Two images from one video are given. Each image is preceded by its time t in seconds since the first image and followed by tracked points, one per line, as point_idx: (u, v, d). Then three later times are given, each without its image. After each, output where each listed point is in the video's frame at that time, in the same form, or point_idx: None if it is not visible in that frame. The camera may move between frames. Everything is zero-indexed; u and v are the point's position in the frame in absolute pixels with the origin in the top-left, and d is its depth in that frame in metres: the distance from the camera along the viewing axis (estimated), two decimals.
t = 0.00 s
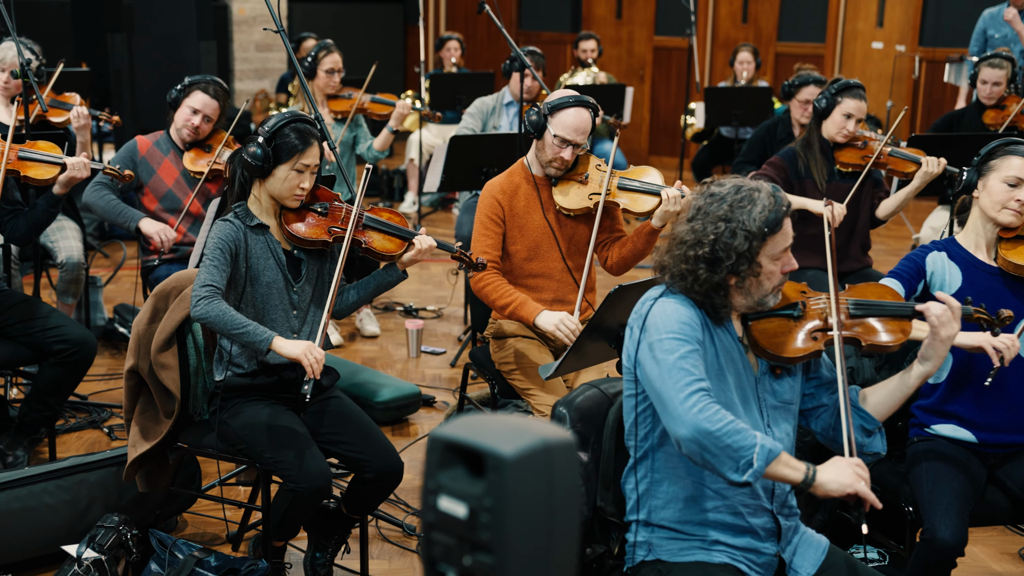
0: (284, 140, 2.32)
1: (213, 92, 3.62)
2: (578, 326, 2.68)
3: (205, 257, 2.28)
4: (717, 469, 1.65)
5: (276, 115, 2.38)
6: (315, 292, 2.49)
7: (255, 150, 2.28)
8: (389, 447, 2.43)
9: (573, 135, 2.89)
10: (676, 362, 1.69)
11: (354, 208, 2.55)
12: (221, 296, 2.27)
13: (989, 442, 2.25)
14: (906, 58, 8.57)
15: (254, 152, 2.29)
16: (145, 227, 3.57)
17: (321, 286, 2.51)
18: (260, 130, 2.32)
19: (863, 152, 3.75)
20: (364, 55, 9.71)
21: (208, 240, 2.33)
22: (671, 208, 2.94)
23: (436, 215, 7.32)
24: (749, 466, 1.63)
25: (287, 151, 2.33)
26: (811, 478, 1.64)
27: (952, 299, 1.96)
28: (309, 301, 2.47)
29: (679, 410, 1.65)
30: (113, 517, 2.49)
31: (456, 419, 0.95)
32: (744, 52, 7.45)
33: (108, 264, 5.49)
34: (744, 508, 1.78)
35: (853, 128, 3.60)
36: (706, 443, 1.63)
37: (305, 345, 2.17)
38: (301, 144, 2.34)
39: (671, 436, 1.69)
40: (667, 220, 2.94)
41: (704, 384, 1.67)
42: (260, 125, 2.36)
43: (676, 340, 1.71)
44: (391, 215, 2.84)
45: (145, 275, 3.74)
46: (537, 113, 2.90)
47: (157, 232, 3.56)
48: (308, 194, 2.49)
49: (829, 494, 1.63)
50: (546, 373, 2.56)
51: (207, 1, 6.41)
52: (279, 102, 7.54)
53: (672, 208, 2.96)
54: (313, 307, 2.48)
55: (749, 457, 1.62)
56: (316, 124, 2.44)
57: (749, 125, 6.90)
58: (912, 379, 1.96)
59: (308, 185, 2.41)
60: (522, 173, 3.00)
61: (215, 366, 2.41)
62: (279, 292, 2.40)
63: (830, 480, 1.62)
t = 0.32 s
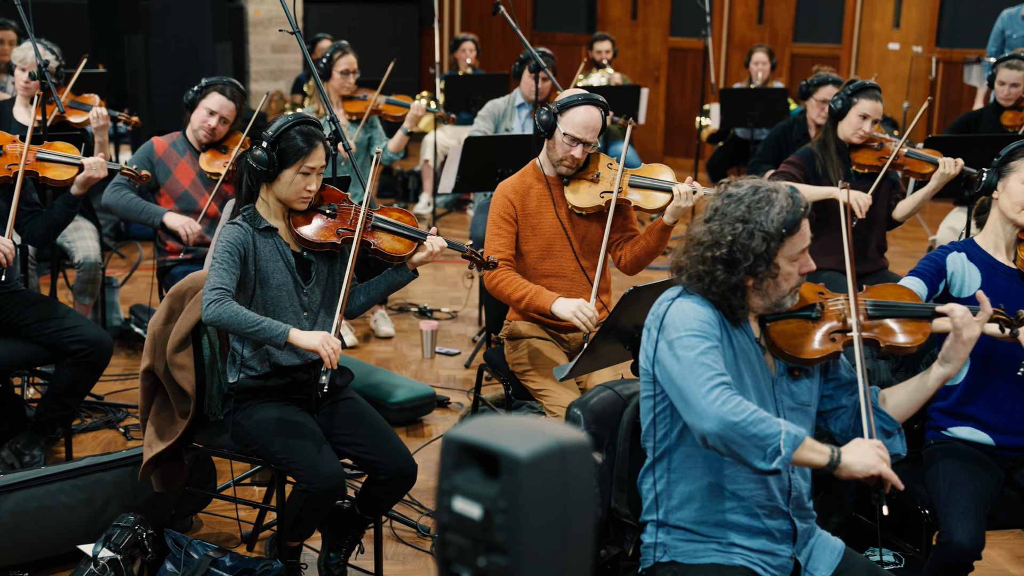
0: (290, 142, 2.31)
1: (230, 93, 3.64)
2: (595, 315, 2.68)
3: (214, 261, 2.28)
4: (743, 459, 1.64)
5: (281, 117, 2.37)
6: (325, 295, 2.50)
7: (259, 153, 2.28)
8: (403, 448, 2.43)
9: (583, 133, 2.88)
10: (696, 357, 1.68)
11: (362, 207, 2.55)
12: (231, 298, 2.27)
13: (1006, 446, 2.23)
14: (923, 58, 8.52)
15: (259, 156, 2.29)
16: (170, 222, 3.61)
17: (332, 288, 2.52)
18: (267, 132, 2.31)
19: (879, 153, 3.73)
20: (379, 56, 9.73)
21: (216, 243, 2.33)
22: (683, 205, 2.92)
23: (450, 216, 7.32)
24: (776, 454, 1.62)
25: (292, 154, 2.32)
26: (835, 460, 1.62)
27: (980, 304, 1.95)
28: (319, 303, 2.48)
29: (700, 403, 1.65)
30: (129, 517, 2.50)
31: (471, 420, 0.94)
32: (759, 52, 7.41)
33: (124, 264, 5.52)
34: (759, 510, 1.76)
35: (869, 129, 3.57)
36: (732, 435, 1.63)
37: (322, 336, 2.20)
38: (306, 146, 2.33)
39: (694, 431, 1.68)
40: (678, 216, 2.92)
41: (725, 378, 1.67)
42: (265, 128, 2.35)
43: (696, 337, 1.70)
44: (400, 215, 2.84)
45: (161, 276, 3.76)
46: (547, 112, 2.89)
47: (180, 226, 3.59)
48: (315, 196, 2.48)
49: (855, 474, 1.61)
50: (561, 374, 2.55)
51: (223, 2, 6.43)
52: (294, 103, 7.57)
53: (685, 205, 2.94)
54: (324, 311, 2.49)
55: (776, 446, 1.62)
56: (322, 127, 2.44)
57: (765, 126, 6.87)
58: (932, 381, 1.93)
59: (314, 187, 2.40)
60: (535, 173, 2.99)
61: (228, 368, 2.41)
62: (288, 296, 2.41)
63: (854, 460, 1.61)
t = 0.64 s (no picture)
0: (297, 146, 2.31)
1: (246, 95, 3.65)
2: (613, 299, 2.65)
3: (224, 262, 2.28)
4: (769, 449, 1.63)
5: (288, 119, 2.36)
6: (336, 298, 2.50)
7: (266, 157, 2.27)
8: (416, 449, 2.43)
9: (594, 131, 2.89)
10: (714, 353, 1.67)
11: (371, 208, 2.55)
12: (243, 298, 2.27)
13: None
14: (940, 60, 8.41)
15: (265, 160, 2.28)
16: (193, 215, 3.58)
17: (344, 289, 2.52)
18: (274, 136, 2.31)
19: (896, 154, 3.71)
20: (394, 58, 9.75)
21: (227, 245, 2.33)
22: (695, 199, 2.91)
23: (465, 217, 7.33)
24: (801, 440, 1.61)
25: (299, 158, 2.31)
26: (858, 439, 1.64)
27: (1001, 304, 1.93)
28: (329, 304, 2.48)
29: (722, 397, 1.63)
30: (145, 517, 2.51)
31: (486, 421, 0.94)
32: (775, 54, 7.38)
33: (141, 265, 5.55)
34: (774, 512, 1.75)
35: (885, 129, 3.54)
36: (756, 424, 1.61)
37: (338, 324, 2.20)
38: (313, 149, 2.32)
39: (716, 426, 1.66)
40: (689, 211, 2.91)
41: (744, 372, 1.66)
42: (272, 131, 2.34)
43: (713, 335, 1.69)
44: (411, 215, 2.84)
45: (178, 276, 3.78)
46: (558, 111, 2.90)
47: (204, 218, 3.56)
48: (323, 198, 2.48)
49: (876, 452, 1.63)
50: (575, 375, 2.55)
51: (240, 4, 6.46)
52: (310, 104, 7.60)
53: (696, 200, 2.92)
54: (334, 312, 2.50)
55: (801, 432, 1.61)
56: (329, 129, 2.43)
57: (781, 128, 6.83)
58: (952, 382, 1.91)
59: (321, 189, 2.40)
60: (547, 173, 2.99)
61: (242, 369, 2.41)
62: (299, 297, 2.41)
63: (875, 438, 1.63)
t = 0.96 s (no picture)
0: (307, 148, 2.30)
1: (262, 96, 3.66)
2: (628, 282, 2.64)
3: (238, 261, 2.28)
4: (791, 436, 1.61)
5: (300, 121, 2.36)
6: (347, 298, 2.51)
7: (276, 161, 2.28)
8: (430, 450, 2.43)
9: (604, 128, 2.88)
10: (731, 345, 1.66)
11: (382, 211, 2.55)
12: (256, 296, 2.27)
13: None
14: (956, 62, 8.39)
15: (275, 163, 2.28)
16: (215, 208, 3.59)
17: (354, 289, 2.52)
18: (283, 139, 2.30)
19: (911, 155, 3.70)
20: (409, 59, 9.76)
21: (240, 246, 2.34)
22: (706, 192, 2.88)
23: (479, 218, 7.34)
24: (823, 425, 1.60)
25: (310, 161, 2.32)
26: (875, 421, 1.63)
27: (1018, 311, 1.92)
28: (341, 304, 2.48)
29: (741, 388, 1.62)
30: (161, 516, 2.52)
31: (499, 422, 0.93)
32: (790, 54, 7.34)
33: (156, 265, 5.58)
34: (790, 513, 1.73)
35: (900, 129, 3.52)
36: (778, 411, 1.60)
37: (354, 311, 2.21)
38: (323, 151, 2.32)
39: (737, 418, 1.64)
40: (702, 206, 2.89)
41: (762, 363, 1.65)
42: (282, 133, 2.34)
43: (729, 330, 1.68)
44: (422, 217, 2.83)
45: (193, 277, 3.79)
46: (568, 110, 2.90)
47: (226, 211, 3.56)
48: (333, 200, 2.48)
49: (892, 434, 1.61)
50: (589, 376, 2.54)
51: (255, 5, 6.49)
52: (325, 105, 7.62)
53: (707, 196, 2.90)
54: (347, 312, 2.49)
55: (822, 417, 1.60)
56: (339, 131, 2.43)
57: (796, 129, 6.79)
58: (969, 384, 1.89)
59: (332, 192, 2.40)
60: (559, 172, 2.98)
61: (256, 370, 2.41)
62: (311, 297, 2.41)
63: (892, 419, 1.61)
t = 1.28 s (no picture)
0: (319, 151, 2.30)
1: (277, 97, 3.67)
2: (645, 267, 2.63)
3: (253, 261, 2.29)
4: (813, 425, 1.60)
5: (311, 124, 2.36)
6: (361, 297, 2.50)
7: (288, 165, 2.27)
8: (444, 451, 2.43)
9: (619, 128, 2.87)
10: (748, 340, 1.66)
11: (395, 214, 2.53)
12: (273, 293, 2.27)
13: None
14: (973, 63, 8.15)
15: (287, 168, 2.28)
16: (236, 201, 3.60)
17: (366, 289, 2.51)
18: (294, 143, 2.30)
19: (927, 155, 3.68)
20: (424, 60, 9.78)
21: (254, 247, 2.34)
22: (721, 191, 2.86)
23: (494, 219, 7.34)
24: (845, 410, 1.59)
25: (322, 164, 2.31)
26: (893, 404, 1.62)
27: None
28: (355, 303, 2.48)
29: (761, 380, 1.61)
30: (176, 516, 2.53)
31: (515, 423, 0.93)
32: (806, 55, 7.30)
33: (172, 266, 5.61)
34: (806, 514, 1.71)
35: (916, 130, 3.50)
36: (800, 399, 1.58)
37: (371, 297, 2.24)
38: (334, 154, 2.32)
39: (758, 412, 1.63)
40: (717, 205, 2.87)
41: (780, 355, 1.64)
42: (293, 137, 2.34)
43: (746, 326, 1.68)
44: (436, 220, 2.82)
45: (209, 277, 3.80)
46: (583, 110, 2.90)
47: (247, 204, 3.58)
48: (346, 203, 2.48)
49: (909, 416, 1.62)
50: (604, 377, 2.53)
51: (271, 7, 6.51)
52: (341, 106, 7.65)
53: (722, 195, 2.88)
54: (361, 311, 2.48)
55: (843, 403, 1.59)
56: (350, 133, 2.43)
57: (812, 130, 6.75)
58: (985, 385, 1.87)
59: (345, 194, 2.40)
60: (574, 173, 2.98)
61: (270, 371, 2.41)
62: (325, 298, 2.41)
63: (908, 400, 1.62)
